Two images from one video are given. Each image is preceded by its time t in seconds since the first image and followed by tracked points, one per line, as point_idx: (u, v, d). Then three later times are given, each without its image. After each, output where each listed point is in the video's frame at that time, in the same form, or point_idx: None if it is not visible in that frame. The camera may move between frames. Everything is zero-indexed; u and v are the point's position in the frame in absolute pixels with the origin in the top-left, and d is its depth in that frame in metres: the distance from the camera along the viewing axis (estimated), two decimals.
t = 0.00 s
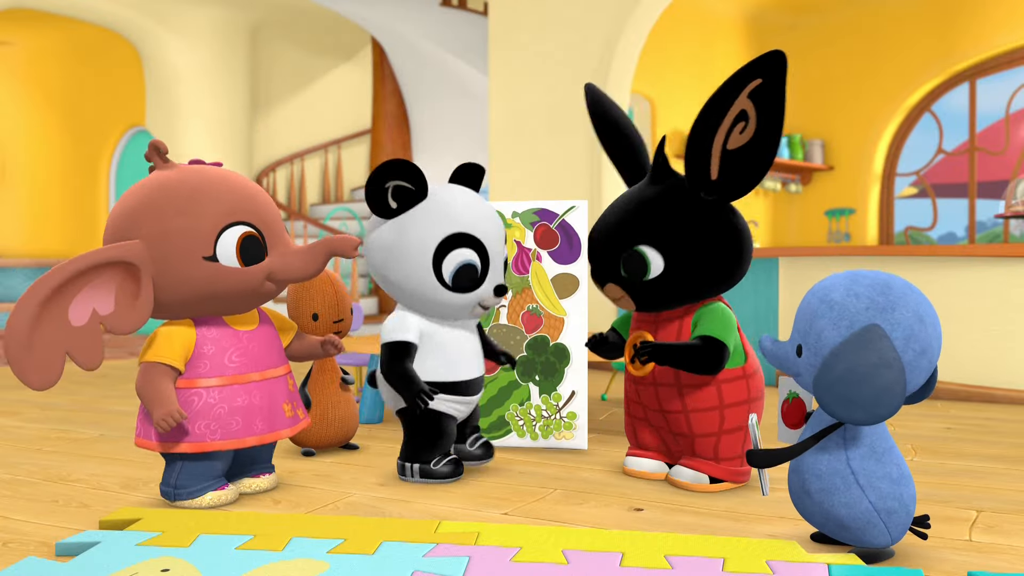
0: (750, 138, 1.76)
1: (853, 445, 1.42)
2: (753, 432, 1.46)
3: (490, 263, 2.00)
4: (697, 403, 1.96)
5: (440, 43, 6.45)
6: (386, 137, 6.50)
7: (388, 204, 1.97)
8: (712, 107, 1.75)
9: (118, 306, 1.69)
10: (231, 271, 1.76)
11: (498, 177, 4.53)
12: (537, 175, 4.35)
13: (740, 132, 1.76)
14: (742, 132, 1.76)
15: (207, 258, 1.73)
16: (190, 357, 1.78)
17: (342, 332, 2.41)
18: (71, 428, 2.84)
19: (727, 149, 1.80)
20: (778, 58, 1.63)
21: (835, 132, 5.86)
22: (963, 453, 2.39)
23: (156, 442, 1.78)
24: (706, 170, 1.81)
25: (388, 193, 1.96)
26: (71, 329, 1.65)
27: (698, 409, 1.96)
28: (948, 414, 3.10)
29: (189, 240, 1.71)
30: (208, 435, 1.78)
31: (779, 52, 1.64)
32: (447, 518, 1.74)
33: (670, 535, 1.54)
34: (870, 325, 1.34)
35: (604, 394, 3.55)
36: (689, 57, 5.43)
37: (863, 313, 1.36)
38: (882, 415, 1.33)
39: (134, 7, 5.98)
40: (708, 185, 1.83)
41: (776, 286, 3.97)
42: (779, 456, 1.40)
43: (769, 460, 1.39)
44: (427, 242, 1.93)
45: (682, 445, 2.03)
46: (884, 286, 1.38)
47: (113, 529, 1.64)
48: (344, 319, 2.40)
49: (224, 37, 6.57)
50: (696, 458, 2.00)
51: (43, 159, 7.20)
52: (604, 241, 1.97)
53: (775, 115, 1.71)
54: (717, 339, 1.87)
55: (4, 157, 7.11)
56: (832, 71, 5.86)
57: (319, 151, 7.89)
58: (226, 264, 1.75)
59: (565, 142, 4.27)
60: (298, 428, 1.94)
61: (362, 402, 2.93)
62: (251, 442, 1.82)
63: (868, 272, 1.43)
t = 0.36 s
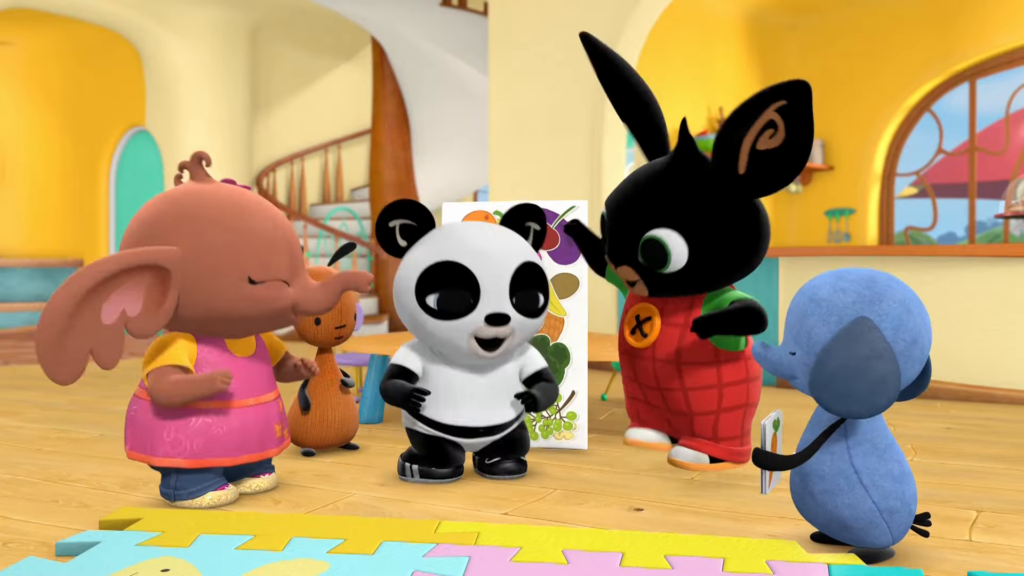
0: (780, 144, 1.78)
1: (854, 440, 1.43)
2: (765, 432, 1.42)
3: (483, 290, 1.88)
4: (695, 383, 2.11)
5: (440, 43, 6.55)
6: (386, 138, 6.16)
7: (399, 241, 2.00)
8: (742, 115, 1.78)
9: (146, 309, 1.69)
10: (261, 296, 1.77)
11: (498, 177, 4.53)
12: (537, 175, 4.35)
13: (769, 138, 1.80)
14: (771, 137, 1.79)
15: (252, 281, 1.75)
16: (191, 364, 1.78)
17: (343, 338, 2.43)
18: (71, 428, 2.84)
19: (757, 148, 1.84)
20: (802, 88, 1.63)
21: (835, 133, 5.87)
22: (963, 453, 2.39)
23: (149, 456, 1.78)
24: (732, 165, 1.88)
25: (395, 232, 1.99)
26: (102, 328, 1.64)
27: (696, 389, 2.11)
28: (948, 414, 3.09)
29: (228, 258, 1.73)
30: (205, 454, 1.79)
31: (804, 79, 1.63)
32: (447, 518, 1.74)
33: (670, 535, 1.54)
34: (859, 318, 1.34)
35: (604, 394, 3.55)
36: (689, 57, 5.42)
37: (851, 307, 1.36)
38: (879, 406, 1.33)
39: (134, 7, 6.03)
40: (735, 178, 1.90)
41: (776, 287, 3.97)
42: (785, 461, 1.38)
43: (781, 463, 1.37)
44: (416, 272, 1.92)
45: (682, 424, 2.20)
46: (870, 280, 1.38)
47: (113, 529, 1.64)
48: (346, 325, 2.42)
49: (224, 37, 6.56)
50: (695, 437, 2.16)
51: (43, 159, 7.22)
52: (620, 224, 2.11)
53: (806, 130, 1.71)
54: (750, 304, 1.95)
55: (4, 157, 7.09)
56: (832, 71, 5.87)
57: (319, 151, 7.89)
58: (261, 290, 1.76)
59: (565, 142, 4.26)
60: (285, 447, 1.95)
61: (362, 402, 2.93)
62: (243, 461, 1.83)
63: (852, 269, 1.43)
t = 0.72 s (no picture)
0: (744, 130, 1.80)
1: (853, 441, 1.43)
2: (764, 433, 1.43)
3: (493, 228, 1.89)
4: (697, 403, 1.95)
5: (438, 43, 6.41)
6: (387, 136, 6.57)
7: (410, 185, 2.03)
8: (702, 104, 1.83)
9: (116, 270, 1.68)
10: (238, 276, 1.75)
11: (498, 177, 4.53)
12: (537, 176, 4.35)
13: (734, 126, 1.81)
14: (736, 125, 1.81)
15: (212, 252, 1.72)
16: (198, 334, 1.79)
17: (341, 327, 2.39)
18: (70, 428, 2.84)
19: (726, 141, 1.84)
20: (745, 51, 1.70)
21: (836, 132, 5.84)
22: (962, 453, 2.39)
23: (163, 442, 1.78)
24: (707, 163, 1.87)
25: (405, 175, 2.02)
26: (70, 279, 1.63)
27: (697, 410, 1.95)
28: (948, 414, 3.09)
29: (204, 230, 1.72)
30: (220, 438, 1.79)
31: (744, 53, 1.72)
32: (447, 518, 1.74)
33: (671, 535, 1.54)
34: (855, 319, 1.35)
35: (604, 394, 3.55)
36: (689, 57, 5.41)
37: (848, 307, 1.36)
38: (878, 406, 1.32)
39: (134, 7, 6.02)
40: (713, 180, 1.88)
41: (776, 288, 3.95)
42: (785, 462, 1.38)
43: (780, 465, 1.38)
44: (425, 211, 1.93)
45: (681, 446, 2.03)
46: (866, 281, 1.39)
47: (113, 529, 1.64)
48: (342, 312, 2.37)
49: (225, 37, 6.56)
50: (695, 458, 2.00)
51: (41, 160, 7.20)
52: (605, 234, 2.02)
53: (762, 107, 1.75)
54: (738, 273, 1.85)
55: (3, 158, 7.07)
56: (832, 71, 5.86)
57: (319, 151, 7.89)
58: (229, 262, 1.74)
59: (565, 142, 4.26)
60: (297, 431, 1.95)
61: (362, 401, 2.93)
62: (258, 445, 1.83)
63: (849, 270, 1.44)
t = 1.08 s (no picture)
0: (758, 123, 1.78)
1: (843, 439, 1.43)
2: (752, 442, 1.44)
3: (482, 235, 1.90)
4: (697, 395, 1.95)
5: (439, 43, 6.45)
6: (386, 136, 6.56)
7: (402, 209, 2.04)
8: (720, 95, 1.80)
9: (128, 276, 1.68)
10: (247, 288, 1.75)
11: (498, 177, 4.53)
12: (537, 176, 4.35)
13: (750, 118, 1.79)
14: (751, 116, 1.78)
15: (235, 270, 1.74)
16: (205, 358, 1.79)
17: (340, 329, 2.42)
18: (70, 428, 2.84)
19: (738, 134, 1.82)
20: (782, 40, 1.62)
21: (836, 132, 5.84)
22: (962, 453, 2.39)
23: (164, 447, 1.77)
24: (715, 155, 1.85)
25: (397, 199, 2.03)
26: (75, 282, 1.62)
27: (697, 402, 1.96)
28: (948, 414, 3.09)
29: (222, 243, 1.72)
30: (221, 442, 1.79)
31: (786, 33, 1.63)
32: (447, 518, 1.74)
33: (670, 535, 1.54)
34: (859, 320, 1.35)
35: (604, 394, 3.55)
36: (688, 58, 5.41)
37: (854, 308, 1.36)
38: (863, 408, 1.31)
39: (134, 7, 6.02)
40: (718, 173, 1.88)
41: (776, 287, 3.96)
42: (779, 462, 1.38)
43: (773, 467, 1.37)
44: (415, 226, 1.94)
45: (681, 443, 2.03)
46: (879, 284, 1.39)
47: (113, 529, 1.64)
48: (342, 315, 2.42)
49: (225, 37, 6.57)
50: (695, 456, 2.00)
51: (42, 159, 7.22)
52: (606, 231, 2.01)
53: (783, 100, 1.71)
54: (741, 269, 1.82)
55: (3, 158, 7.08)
56: (832, 71, 5.86)
57: (319, 151, 7.89)
58: (248, 280, 1.75)
59: (565, 142, 4.27)
60: (297, 435, 1.96)
61: (362, 401, 2.93)
62: (260, 450, 1.84)
63: (866, 271, 1.44)
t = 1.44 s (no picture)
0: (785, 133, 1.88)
1: (842, 438, 1.43)
2: (752, 447, 1.44)
3: (486, 246, 1.89)
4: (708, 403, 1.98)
5: (439, 44, 6.44)
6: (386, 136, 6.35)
7: (395, 214, 2.01)
8: (762, 116, 1.83)
9: (129, 294, 1.69)
10: (246, 285, 1.76)
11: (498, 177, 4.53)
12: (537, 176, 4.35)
13: (774, 130, 1.88)
14: (775, 131, 1.88)
15: (229, 269, 1.73)
16: (207, 355, 1.79)
17: (340, 329, 2.43)
18: (70, 428, 2.84)
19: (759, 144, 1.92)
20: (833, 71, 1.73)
21: (836, 132, 5.84)
22: (962, 453, 2.39)
23: (166, 443, 1.77)
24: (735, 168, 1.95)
25: (391, 204, 2.00)
26: (80, 310, 1.64)
27: (708, 409, 1.98)
28: (948, 414, 3.09)
29: (215, 247, 1.72)
30: (223, 438, 1.79)
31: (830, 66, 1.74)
32: (447, 518, 1.74)
33: (670, 535, 1.54)
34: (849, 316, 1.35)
35: (604, 394, 3.55)
36: (689, 58, 5.41)
37: (845, 305, 1.37)
38: (858, 406, 1.32)
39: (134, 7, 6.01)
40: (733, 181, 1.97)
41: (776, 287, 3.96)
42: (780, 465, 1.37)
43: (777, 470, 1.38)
44: (418, 237, 1.92)
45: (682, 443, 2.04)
46: (869, 280, 1.39)
47: (113, 529, 1.64)
48: (343, 314, 2.42)
49: (225, 37, 6.56)
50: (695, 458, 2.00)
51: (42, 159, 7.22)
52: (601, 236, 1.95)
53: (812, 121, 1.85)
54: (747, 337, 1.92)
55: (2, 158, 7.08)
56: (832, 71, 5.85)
57: (319, 151, 7.89)
58: (247, 279, 1.76)
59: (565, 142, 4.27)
60: (299, 431, 1.96)
61: (362, 401, 2.93)
62: (262, 446, 1.83)
63: (856, 268, 1.44)
